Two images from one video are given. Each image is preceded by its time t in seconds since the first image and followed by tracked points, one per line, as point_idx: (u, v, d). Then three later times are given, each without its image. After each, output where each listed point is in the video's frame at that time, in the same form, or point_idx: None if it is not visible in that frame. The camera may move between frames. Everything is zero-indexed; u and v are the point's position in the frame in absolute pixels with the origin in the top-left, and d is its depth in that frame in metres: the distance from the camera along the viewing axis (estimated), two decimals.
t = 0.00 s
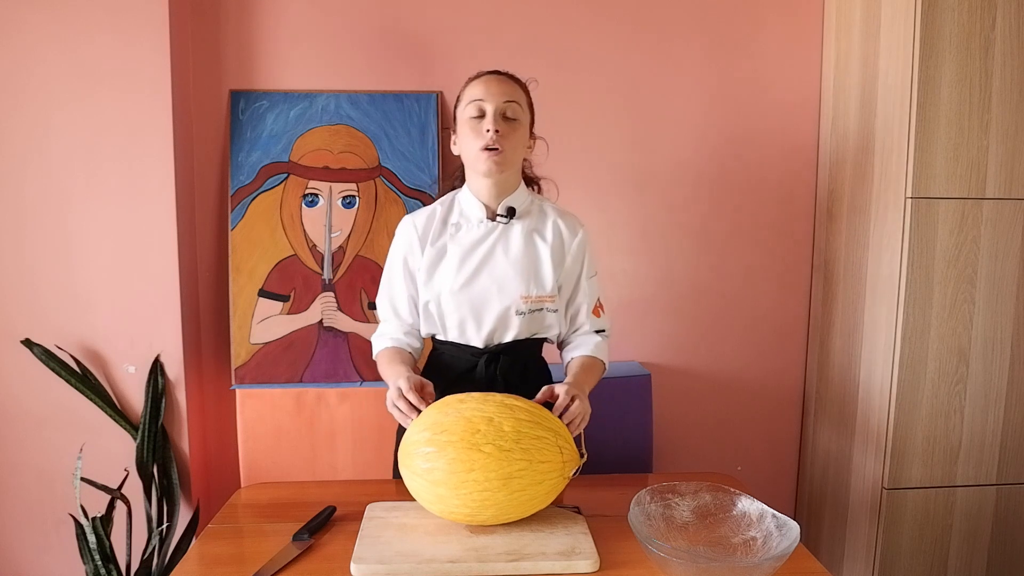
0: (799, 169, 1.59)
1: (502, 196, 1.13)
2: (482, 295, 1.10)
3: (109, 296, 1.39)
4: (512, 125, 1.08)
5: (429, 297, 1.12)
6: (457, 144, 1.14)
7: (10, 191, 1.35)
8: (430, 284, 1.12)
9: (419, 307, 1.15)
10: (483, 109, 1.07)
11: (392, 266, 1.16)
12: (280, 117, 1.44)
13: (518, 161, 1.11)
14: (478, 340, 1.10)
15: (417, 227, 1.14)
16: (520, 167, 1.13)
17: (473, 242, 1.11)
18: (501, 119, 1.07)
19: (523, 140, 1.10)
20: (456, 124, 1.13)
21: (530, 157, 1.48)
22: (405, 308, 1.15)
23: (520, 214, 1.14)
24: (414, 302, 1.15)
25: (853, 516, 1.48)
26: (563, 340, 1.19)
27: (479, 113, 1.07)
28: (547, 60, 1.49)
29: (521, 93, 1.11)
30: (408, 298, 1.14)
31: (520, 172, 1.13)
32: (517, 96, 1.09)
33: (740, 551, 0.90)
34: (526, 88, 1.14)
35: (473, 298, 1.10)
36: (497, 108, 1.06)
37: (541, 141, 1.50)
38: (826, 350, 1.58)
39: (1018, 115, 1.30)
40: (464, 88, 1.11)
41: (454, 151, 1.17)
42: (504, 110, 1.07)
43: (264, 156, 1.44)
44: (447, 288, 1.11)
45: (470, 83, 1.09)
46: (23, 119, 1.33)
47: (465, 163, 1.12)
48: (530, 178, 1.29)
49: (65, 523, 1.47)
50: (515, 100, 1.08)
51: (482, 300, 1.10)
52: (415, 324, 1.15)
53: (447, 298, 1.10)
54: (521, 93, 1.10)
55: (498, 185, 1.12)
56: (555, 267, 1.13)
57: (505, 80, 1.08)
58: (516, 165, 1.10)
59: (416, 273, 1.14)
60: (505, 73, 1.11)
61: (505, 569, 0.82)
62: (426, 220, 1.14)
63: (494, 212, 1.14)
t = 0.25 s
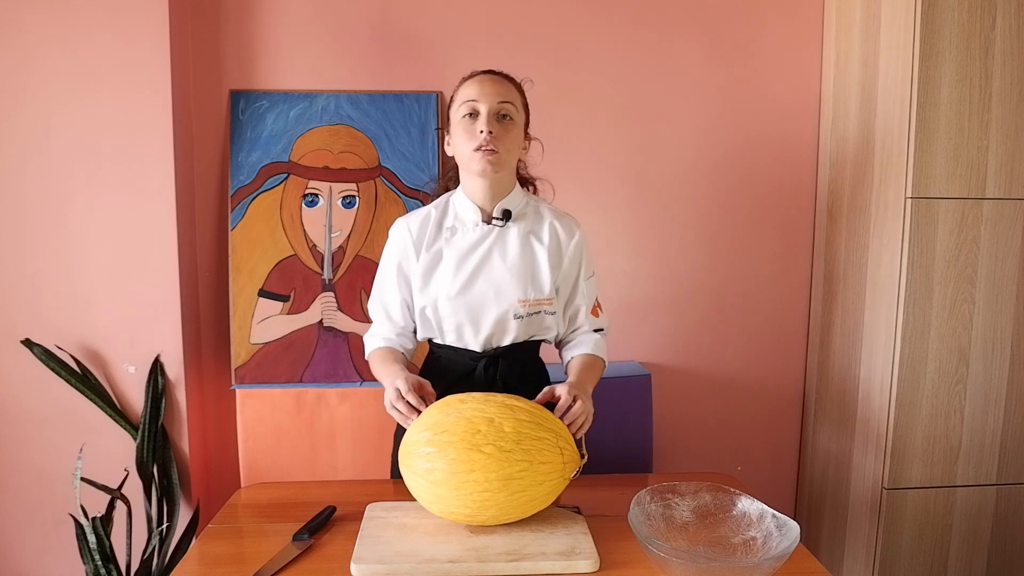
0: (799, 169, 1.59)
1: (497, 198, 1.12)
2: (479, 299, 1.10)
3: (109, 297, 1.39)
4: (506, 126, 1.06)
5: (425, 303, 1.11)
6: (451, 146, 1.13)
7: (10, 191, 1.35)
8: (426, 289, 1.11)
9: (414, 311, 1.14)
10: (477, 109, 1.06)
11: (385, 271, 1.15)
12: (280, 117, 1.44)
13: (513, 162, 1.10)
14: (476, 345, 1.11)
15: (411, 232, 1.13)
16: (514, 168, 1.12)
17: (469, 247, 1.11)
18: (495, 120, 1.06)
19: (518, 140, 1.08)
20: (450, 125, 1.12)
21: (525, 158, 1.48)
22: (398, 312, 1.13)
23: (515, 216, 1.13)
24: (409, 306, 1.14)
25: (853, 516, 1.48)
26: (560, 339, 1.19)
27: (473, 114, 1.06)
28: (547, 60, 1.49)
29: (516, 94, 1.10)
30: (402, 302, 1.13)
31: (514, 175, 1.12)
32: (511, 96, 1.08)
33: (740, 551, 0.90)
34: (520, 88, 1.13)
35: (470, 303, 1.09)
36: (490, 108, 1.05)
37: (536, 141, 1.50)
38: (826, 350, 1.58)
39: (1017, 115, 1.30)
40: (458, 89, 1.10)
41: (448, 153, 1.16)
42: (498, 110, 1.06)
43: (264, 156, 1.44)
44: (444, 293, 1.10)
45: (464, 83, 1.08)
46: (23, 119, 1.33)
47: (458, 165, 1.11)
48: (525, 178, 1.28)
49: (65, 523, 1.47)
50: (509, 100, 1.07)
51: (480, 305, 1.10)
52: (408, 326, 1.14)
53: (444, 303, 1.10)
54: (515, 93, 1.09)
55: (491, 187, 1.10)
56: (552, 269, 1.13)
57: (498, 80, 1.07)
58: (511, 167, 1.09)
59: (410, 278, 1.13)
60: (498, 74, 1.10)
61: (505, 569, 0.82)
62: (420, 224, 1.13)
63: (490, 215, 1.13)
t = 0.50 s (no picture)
0: (799, 169, 1.59)
1: (496, 199, 1.12)
2: (478, 300, 1.10)
3: (109, 297, 1.39)
4: (504, 125, 1.06)
5: (424, 304, 1.11)
6: (449, 146, 1.13)
7: (10, 191, 1.35)
8: (425, 290, 1.11)
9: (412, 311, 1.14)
10: (475, 110, 1.06)
11: (383, 271, 1.14)
12: (280, 117, 1.44)
13: (512, 162, 1.10)
14: (475, 345, 1.11)
15: (410, 232, 1.13)
16: (514, 168, 1.12)
17: (468, 247, 1.11)
18: (493, 120, 1.05)
19: (517, 140, 1.08)
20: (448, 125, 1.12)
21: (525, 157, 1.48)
22: (395, 312, 1.13)
23: (514, 217, 1.13)
24: (407, 307, 1.14)
25: (853, 516, 1.48)
26: (559, 341, 1.18)
27: (471, 114, 1.06)
28: (547, 60, 1.49)
29: (514, 93, 1.10)
30: (401, 302, 1.13)
31: (513, 174, 1.12)
32: (509, 95, 1.08)
33: (740, 551, 0.90)
34: (518, 88, 1.13)
35: (469, 304, 1.09)
36: (489, 108, 1.05)
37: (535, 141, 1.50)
38: (826, 351, 1.58)
39: (1017, 115, 1.30)
40: (455, 89, 1.10)
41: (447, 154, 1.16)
42: (496, 109, 1.06)
43: (264, 156, 1.44)
44: (442, 294, 1.10)
45: (461, 84, 1.08)
46: (23, 119, 1.33)
47: (457, 165, 1.11)
48: (525, 178, 1.29)
49: (65, 523, 1.47)
50: (508, 100, 1.07)
51: (478, 306, 1.10)
52: (406, 326, 1.14)
53: (443, 304, 1.10)
54: (514, 92, 1.09)
55: (490, 188, 1.11)
56: (552, 270, 1.13)
57: (496, 80, 1.07)
58: (510, 167, 1.09)
59: (409, 278, 1.13)
60: (497, 73, 1.09)
61: (505, 569, 0.82)
62: (419, 225, 1.13)
63: (489, 216, 1.13)
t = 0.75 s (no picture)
0: (799, 169, 1.59)
1: (496, 203, 1.12)
2: (479, 305, 1.10)
3: (109, 297, 1.39)
4: (504, 127, 1.06)
5: (425, 308, 1.11)
6: (448, 149, 1.12)
7: (10, 191, 1.35)
8: (425, 294, 1.11)
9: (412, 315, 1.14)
10: (474, 113, 1.05)
11: (382, 274, 1.14)
12: (280, 117, 1.44)
13: (512, 164, 1.10)
14: (476, 349, 1.11)
15: (409, 236, 1.12)
16: (514, 170, 1.11)
17: (469, 251, 1.10)
18: (493, 122, 1.05)
19: (517, 142, 1.08)
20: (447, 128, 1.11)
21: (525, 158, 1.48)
22: (394, 316, 1.12)
23: (515, 220, 1.13)
24: (407, 310, 1.14)
25: (853, 516, 1.48)
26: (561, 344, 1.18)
27: (470, 117, 1.05)
28: (547, 60, 1.49)
29: (513, 95, 1.10)
30: (400, 306, 1.13)
31: (513, 177, 1.11)
32: (508, 97, 1.07)
33: (740, 551, 0.90)
34: (517, 88, 1.13)
35: (470, 308, 1.10)
36: (488, 111, 1.05)
37: (535, 141, 1.50)
38: (826, 351, 1.58)
39: (1017, 115, 1.30)
40: (453, 92, 1.10)
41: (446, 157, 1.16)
42: (495, 112, 1.05)
43: (264, 156, 1.44)
44: (443, 299, 1.10)
45: (459, 86, 1.07)
46: (23, 119, 1.33)
47: (457, 169, 1.11)
48: (525, 179, 1.28)
49: (65, 523, 1.47)
50: (507, 101, 1.07)
51: (480, 310, 1.10)
52: (405, 330, 1.14)
53: (444, 308, 1.10)
54: (513, 94, 1.09)
55: (491, 191, 1.10)
56: (553, 273, 1.12)
57: (495, 81, 1.07)
58: (510, 170, 1.08)
59: (408, 282, 1.13)
60: (495, 75, 1.09)
61: (505, 569, 0.82)
62: (419, 228, 1.12)
63: (490, 219, 1.13)
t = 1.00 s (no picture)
0: (799, 169, 1.59)
1: (496, 207, 1.12)
2: (479, 309, 1.10)
3: (109, 297, 1.39)
4: (503, 131, 1.06)
5: (424, 313, 1.11)
6: (447, 151, 1.12)
7: (10, 191, 1.35)
8: (425, 298, 1.11)
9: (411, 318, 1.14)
10: (473, 116, 1.05)
11: (381, 279, 1.14)
12: (280, 117, 1.44)
13: (513, 167, 1.09)
14: (476, 353, 1.11)
15: (409, 240, 1.12)
16: (514, 173, 1.11)
17: (468, 256, 1.10)
18: (492, 126, 1.05)
19: (517, 146, 1.08)
20: (446, 131, 1.11)
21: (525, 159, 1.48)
22: (393, 320, 1.12)
23: (515, 224, 1.13)
24: (406, 314, 1.14)
25: (853, 516, 1.48)
26: (563, 345, 1.18)
27: (469, 121, 1.05)
28: (547, 60, 1.49)
29: (513, 98, 1.09)
30: (399, 311, 1.13)
31: (513, 179, 1.11)
32: (508, 100, 1.07)
33: (740, 551, 0.90)
34: (517, 89, 1.12)
35: (470, 313, 1.10)
36: (487, 115, 1.04)
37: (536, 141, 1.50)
38: (826, 351, 1.58)
39: (1017, 115, 1.30)
40: (453, 94, 1.09)
41: (445, 159, 1.15)
42: (495, 116, 1.05)
43: (264, 156, 1.44)
44: (443, 303, 1.10)
45: (459, 89, 1.07)
46: (23, 119, 1.33)
47: (456, 172, 1.10)
48: (525, 181, 1.28)
49: (65, 523, 1.47)
50: (506, 105, 1.06)
51: (480, 315, 1.10)
52: (404, 331, 1.14)
53: (444, 313, 1.10)
54: (512, 96, 1.08)
55: (491, 195, 1.10)
56: (554, 277, 1.12)
57: (495, 84, 1.06)
58: (510, 173, 1.08)
59: (407, 287, 1.13)
60: (495, 77, 1.08)
61: (504, 569, 0.82)
62: (418, 233, 1.12)
63: (490, 224, 1.13)
